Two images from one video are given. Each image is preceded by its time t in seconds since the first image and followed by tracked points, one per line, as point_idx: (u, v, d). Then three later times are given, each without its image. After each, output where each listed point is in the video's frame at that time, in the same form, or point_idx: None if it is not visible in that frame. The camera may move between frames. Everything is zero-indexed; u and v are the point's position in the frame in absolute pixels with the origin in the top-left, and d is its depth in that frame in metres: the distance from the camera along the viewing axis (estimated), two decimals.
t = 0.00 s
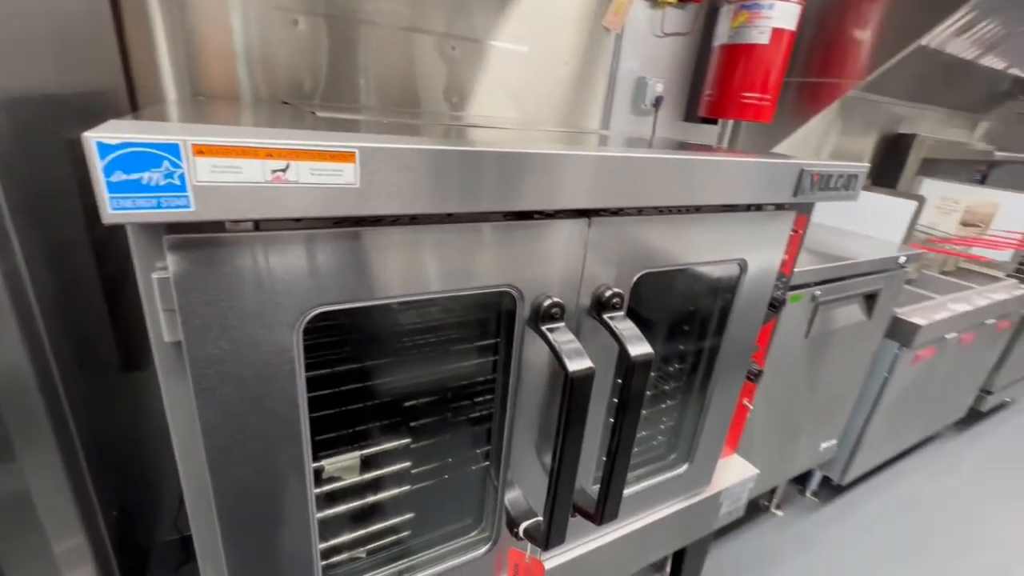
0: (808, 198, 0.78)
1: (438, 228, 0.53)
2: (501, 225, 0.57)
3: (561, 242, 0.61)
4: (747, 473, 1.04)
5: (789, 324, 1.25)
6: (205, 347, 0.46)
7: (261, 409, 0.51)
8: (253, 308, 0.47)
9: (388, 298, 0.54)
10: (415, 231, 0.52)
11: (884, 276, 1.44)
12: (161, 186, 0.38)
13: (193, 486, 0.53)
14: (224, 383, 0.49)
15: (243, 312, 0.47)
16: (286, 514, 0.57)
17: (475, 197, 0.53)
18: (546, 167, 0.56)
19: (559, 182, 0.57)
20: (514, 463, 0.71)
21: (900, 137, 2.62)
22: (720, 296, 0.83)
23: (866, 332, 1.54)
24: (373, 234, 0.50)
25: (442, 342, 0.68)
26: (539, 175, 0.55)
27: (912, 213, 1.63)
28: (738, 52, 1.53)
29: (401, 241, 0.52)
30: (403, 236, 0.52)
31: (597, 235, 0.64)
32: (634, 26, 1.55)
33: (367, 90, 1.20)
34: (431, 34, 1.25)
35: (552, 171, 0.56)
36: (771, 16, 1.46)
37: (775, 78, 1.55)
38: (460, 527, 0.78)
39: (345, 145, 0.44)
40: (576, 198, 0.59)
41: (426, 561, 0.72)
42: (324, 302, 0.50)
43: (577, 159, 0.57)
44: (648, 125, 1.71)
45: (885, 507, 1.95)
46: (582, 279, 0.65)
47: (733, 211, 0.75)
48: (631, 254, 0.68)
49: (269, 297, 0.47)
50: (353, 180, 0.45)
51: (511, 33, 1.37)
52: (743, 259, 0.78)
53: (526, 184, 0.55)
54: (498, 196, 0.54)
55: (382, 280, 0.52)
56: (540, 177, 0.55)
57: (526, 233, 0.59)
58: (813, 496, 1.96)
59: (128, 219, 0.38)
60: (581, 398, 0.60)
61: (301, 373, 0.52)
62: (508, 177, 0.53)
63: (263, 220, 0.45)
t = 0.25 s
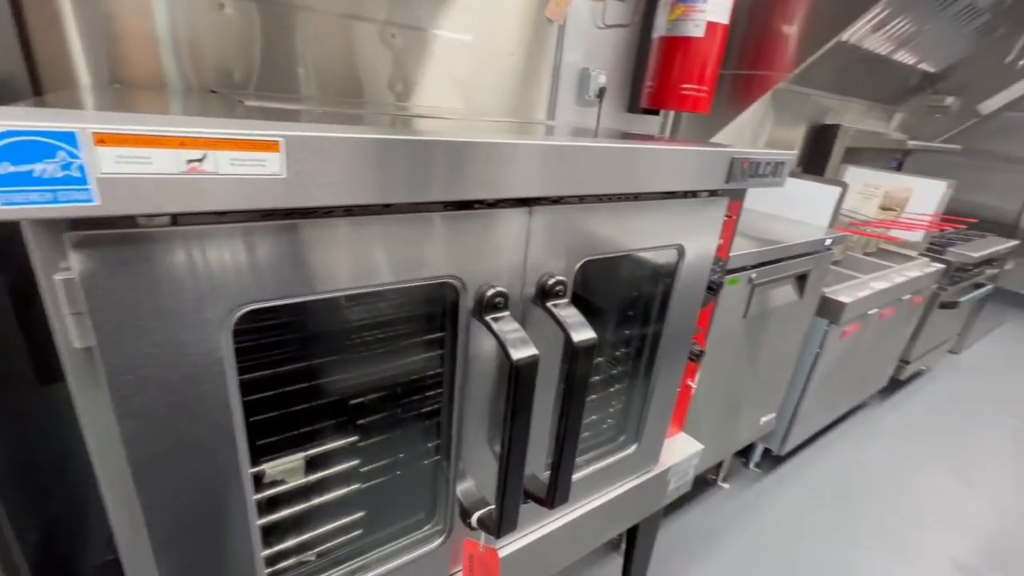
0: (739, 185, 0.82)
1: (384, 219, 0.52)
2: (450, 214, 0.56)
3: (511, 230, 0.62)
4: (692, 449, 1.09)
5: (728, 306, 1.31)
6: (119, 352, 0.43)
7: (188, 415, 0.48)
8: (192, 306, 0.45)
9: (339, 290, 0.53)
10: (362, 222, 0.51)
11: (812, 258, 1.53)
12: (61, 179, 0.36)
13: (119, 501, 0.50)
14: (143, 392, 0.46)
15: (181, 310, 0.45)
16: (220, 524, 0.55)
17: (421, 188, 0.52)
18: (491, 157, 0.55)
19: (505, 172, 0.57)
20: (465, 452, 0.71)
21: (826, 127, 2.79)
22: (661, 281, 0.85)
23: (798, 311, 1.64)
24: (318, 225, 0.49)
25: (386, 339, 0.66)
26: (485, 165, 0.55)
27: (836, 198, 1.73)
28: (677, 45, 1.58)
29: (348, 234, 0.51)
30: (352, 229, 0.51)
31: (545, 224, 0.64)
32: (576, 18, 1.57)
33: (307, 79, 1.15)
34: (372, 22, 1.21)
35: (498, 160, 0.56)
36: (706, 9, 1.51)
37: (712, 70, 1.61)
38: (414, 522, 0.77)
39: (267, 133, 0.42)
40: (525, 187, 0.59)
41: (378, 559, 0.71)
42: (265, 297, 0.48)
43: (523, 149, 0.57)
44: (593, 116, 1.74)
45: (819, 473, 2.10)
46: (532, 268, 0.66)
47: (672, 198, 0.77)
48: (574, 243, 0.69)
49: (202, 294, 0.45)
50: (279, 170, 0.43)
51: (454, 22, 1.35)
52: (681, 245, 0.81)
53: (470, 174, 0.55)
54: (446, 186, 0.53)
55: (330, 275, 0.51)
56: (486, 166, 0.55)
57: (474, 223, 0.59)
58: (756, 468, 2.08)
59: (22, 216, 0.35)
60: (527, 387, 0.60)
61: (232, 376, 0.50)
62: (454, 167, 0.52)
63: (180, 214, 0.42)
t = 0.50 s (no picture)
0: (657, 180, 0.83)
1: (325, 219, 0.52)
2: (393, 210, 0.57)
3: (464, 222, 0.63)
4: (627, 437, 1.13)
5: (659, 297, 1.35)
6: None
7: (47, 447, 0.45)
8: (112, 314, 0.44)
9: (271, 293, 0.52)
10: (294, 222, 0.50)
11: (738, 248, 1.59)
12: None
13: None
14: None
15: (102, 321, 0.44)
16: (103, 556, 0.51)
17: (365, 187, 0.52)
18: (428, 156, 0.55)
19: (446, 170, 0.57)
20: (387, 461, 0.68)
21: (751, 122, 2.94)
22: (586, 275, 0.86)
23: (727, 298, 1.71)
24: (252, 225, 0.48)
25: (306, 346, 0.63)
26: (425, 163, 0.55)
27: (758, 189, 1.81)
28: (606, 40, 1.60)
29: (280, 236, 0.50)
30: (284, 230, 0.50)
31: (493, 219, 0.66)
32: (506, 11, 1.55)
33: (229, 72, 1.08)
34: (294, 10, 1.14)
35: (433, 156, 0.55)
36: (633, 5, 1.54)
37: (641, 66, 1.64)
38: (339, 537, 0.74)
39: (120, 130, 0.38)
40: (470, 184, 0.60)
41: None
42: (196, 302, 0.48)
43: (462, 146, 0.58)
44: (527, 110, 1.73)
45: (753, 451, 2.22)
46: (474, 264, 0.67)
47: (595, 193, 0.78)
48: (516, 238, 0.70)
49: (103, 303, 0.43)
50: (138, 171, 0.39)
51: (382, 13, 1.29)
52: (604, 239, 0.82)
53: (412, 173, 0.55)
54: (383, 185, 0.53)
55: (263, 277, 0.51)
56: (423, 166, 0.55)
57: (418, 220, 0.59)
58: (695, 451, 2.17)
59: None
60: (443, 391, 0.59)
61: (103, 396, 0.47)
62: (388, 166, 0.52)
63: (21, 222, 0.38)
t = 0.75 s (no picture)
0: (583, 178, 0.82)
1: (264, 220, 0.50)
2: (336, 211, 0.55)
3: (410, 223, 0.63)
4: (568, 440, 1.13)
5: (599, 296, 1.35)
6: None
7: None
8: (23, 325, 0.40)
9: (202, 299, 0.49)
10: (221, 222, 0.47)
11: (677, 245, 1.62)
12: None
13: None
14: None
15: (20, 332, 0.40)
16: None
17: (307, 186, 0.50)
18: (371, 153, 0.54)
19: (392, 169, 0.57)
20: (299, 487, 0.64)
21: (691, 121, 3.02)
22: (518, 276, 0.83)
23: (668, 295, 1.74)
24: (176, 227, 0.45)
25: (216, 366, 0.57)
26: (372, 162, 0.54)
27: (696, 186, 1.83)
28: (544, 38, 1.58)
29: (206, 238, 0.47)
30: (211, 229, 0.47)
31: (438, 218, 0.66)
32: (440, 5, 1.50)
33: (148, 65, 1.00)
34: None
35: (376, 156, 0.54)
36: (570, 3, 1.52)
37: (580, 64, 1.64)
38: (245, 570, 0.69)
39: None
40: (415, 184, 0.60)
41: None
42: (119, 311, 0.44)
43: (406, 145, 0.57)
44: (465, 108, 1.69)
45: (699, 442, 2.28)
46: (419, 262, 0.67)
47: (520, 194, 0.76)
48: (460, 238, 0.70)
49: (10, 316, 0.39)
50: None
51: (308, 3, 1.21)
52: (530, 241, 0.80)
53: (359, 171, 0.54)
54: (320, 182, 0.51)
55: (189, 277, 0.47)
56: (363, 161, 0.53)
57: (365, 221, 0.58)
58: (645, 445, 2.21)
59: None
60: (346, 412, 0.54)
61: None
62: (324, 161, 0.50)
63: None
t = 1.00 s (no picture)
0: (503, 171, 0.80)
1: (183, 218, 0.47)
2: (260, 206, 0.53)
3: (340, 218, 0.62)
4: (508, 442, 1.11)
5: (536, 292, 1.33)
6: None
7: None
8: None
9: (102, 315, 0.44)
10: (112, 228, 0.43)
11: (611, 237, 1.63)
12: None
13: None
14: None
15: None
16: None
17: (183, 182, 0.45)
18: (292, 146, 0.52)
19: (320, 161, 0.55)
20: (191, 526, 0.57)
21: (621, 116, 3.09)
22: (438, 276, 0.81)
23: (605, 287, 1.75)
24: (61, 236, 0.40)
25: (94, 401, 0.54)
26: (298, 154, 0.53)
27: (626, 179, 1.85)
28: (467, 30, 1.54)
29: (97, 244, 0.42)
30: (105, 234, 0.43)
31: (370, 217, 0.65)
32: None
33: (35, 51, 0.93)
34: None
35: (301, 151, 0.53)
36: None
37: (505, 57, 1.61)
38: None
39: None
40: (343, 178, 0.58)
41: None
42: None
43: (333, 138, 0.56)
44: (390, 103, 1.62)
45: (642, 430, 2.34)
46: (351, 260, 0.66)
47: (437, 188, 0.73)
48: (390, 235, 0.68)
49: None
50: None
51: None
52: (449, 240, 0.77)
53: (284, 163, 0.52)
54: (231, 180, 0.48)
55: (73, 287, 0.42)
56: (284, 154, 0.51)
57: (296, 218, 0.57)
58: (590, 436, 2.24)
59: None
60: (235, 440, 0.47)
61: None
62: (235, 157, 0.48)
63: None
